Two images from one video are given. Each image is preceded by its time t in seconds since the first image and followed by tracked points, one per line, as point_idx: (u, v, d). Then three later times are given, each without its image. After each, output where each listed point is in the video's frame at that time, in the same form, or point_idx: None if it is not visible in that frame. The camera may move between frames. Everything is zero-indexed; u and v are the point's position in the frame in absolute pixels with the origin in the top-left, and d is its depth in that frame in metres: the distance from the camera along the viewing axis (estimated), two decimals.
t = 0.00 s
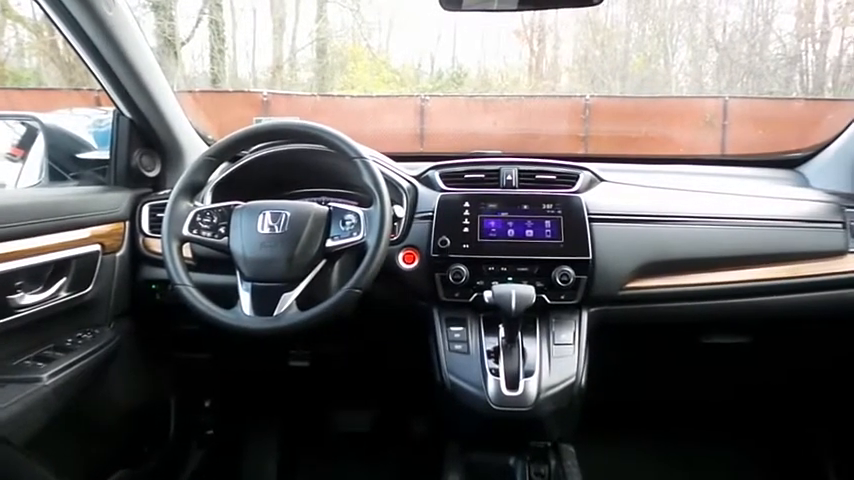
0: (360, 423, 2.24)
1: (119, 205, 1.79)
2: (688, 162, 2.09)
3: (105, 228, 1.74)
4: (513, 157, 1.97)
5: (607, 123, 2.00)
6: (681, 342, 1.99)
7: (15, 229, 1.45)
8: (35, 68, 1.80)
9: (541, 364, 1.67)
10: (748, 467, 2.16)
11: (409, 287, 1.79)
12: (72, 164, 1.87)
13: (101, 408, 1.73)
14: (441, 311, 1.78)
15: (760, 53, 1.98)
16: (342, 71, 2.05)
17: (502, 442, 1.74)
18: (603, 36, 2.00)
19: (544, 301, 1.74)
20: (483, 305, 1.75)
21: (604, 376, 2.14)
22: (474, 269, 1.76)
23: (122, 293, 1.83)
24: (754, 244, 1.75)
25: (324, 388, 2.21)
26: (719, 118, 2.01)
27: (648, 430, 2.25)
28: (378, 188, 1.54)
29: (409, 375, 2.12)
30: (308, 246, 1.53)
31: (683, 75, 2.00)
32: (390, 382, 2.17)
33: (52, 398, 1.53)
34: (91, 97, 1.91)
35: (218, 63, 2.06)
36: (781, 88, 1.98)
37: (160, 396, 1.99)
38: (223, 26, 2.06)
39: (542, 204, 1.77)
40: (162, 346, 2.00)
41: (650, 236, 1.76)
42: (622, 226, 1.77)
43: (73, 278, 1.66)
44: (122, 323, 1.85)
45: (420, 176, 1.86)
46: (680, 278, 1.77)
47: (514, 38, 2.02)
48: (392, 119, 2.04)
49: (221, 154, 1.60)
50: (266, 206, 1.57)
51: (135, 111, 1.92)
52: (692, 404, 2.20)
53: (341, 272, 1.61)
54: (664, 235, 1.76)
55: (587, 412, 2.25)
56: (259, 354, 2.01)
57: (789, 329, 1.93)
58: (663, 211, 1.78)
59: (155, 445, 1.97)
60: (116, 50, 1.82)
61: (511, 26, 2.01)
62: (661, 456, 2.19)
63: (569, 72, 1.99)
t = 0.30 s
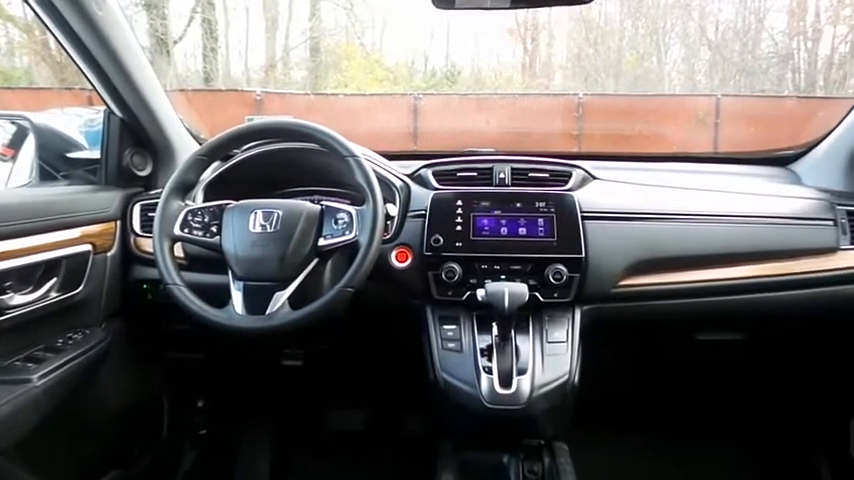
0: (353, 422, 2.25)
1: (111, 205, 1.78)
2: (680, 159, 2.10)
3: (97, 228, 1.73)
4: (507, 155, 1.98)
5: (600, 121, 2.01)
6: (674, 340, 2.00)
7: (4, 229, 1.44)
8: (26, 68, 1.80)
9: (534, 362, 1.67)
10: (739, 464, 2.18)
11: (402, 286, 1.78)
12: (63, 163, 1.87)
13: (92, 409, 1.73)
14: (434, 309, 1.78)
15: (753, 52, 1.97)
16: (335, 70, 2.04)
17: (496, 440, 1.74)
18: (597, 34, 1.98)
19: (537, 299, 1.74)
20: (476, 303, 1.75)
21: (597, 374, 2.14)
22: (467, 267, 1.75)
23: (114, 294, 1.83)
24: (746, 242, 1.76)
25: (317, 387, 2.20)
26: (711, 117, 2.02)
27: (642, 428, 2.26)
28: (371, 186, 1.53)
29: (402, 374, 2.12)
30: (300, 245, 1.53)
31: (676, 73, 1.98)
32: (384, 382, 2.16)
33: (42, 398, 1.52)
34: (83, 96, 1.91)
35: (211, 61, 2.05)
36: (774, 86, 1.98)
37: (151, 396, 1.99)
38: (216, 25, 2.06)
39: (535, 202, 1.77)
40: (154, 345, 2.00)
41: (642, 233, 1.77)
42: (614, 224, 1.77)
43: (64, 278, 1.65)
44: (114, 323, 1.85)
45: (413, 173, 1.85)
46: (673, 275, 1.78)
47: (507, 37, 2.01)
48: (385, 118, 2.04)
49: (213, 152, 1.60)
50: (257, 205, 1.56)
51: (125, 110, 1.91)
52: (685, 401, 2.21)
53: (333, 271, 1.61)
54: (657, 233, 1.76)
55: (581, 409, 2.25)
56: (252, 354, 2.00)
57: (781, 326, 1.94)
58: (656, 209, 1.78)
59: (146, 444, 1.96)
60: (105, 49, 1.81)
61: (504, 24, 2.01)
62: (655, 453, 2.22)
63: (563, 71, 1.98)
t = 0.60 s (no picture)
0: (344, 421, 2.24)
1: (99, 203, 1.77)
2: (673, 159, 2.09)
3: (85, 227, 1.71)
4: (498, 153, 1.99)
5: (590, 120, 2.02)
6: (665, 338, 2.00)
7: None
8: (14, 65, 1.78)
9: (525, 360, 1.67)
10: (727, 460, 2.19)
11: (393, 284, 1.78)
12: (50, 161, 1.84)
13: (80, 409, 1.72)
14: (425, 307, 1.78)
15: (744, 50, 1.98)
16: (326, 68, 2.03)
17: (487, 438, 1.73)
18: (587, 33, 1.98)
19: (528, 297, 1.74)
20: (467, 301, 1.75)
21: (588, 373, 2.15)
22: (458, 266, 1.75)
23: (103, 293, 1.81)
24: (737, 240, 1.76)
25: (309, 385, 2.20)
26: (701, 115, 2.02)
27: (632, 426, 2.26)
28: (361, 184, 1.53)
29: (393, 373, 2.11)
30: (291, 243, 1.53)
31: (667, 72, 1.98)
32: (375, 381, 2.16)
33: (30, 398, 1.51)
34: (71, 94, 1.89)
35: (201, 59, 2.04)
36: (763, 84, 1.99)
37: (141, 397, 1.98)
38: (206, 23, 2.04)
39: (526, 200, 1.77)
40: (144, 345, 1.99)
41: (633, 231, 1.77)
42: (606, 222, 1.77)
43: (51, 277, 1.64)
44: (103, 322, 1.83)
45: (404, 172, 1.85)
46: (664, 273, 1.78)
47: (499, 35, 2.00)
48: (377, 116, 2.04)
49: (202, 150, 1.58)
50: (247, 203, 1.55)
51: (114, 107, 1.89)
52: (675, 398, 2.22)
53: (325, 269, 1.60)
54: (648, 231, 1.76)
55: (571, 407, 2.26)
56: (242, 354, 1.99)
57: (771, 323, 1.94)
58: (647, 207, 1.79)
59: (135, 445, 1.94)
60: (92, 46, 1.80)
61: (496, 22, 2.00)
62: (644, 449, 2.23)
63: (555, 69, 2.00)
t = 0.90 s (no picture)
0: (334, 420, 2.23)
1: (84, 200, 1.75)
2: (659, 156, 2.09)
3: (69, 225, 1.70)
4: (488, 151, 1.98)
5: (580, 117, 2.03)
6: (654, 336, 2.00)
7: None
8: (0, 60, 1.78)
9: (514, 358, 1.66)
10: (715, 456, 2.19)
11: (381, 283, 1.77)
12: (34, 158, 1.82)
13: (63, 409, 1.70)
14: (414, 306, 1.77)
15: (733, 48, 1.98)
16: (317, 65, 2.02)
17: (476, 437, 1.72)
18: (579, 32, 1.97)
19: (517, 295, 1.73)
20: (456, 299, 1.74)
21: (577, 371, 2.15)
22: (447, 264, 1.74)
23: (88, 291, 1.79)
24: (726, 237, 1.76)
25: (299, 383, 2.19)
26: (692, 113, 2.01)
27: (621, 423, 2.26)
28: (349, 182, 1.52)
29: (383, 372, 2.10)
30: (278, 241, 1.51)
31: (657, 70, 1.98)
32: (364, 379, 2.15)
33: (11, 399, 1.50)
34: (58, 91, 1.87)
35: (191, 56, 2.03)
36: (753, 83, 1.99)
37: (127, 397, 1.97)
38: (196, 19, 2.03)
39: (515, 197, 1.77)
40: (130, 344, 1.97)
41: (622, 229, 1.76)
42: (595, 219, 1.76)
43: (34, 276, 1.62)
44: (87, 321, 1.81)
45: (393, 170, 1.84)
46: (653, 271, 1.77)
47: (491, 32, 1.99)
48: (367, 113, 2.03)
49: (188, 148, 1.57)
50: (234, 201, 1.54)
51: (98, 104, 1.87)
52: (664, 395, 2.22)
53: (312, 267, 1.58)
54: (637, 229, 1.76)
55: (560, 404, 2.26)
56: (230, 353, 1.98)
57: (759, 321, 1.95)
58: (636, 205, 1.78)
59: (119, 445, 1.93)
60: (76, 41, 1.78)
61: (488, 20, 1.99)
62: (634, 447, 2.23)
63: (546, 67, 1.99)
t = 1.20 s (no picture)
0: (323, 419, 2.22)
1: (69, 198, 1.73)
2: (651, 153, 2.09)
3: (53, 223, 1.67)
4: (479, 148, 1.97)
5: (572, 116, 2.02)
6: (644, 333, 2.00)
7: None
8: None
9: (504, 356, 1.66)
10: (705, 454, 2.19)
11: (371, 281, 1.76)
12: (18, 157, 1.79)
13: (45, 411, 1.68)
14: (404, 304, 1.76)
15: (722, 47, 1.97)
16: (308, 63, 2.00)
17: (466, 436, 1.71)
18: (570, 29, 1.97)
19: (507, 292, 1.72)
20: (446, 297, 1.73)
21: (567, 369, 2.14)
22: (437, 261, 1.73)
23: (73, 290, 1.77)
24: (716, 234, 1.76)
25: (288, 382, 2.18)
26: (682, 111, 2.01)
27: (611, 421, 2.26)
28: (338, 179, 1.50)
29: (372, 370, 2.10)
30: (266, 239, 1.50)
31: (647, 68, 1.98)
32: (353, 377, 2.15)
33: None
34: (45, 89, 1.85)
35: (180, 53, 2.00)
36: (742, 82, 1.98)
37: (112, 397, 1.95)
38: (185, 16, 2.01)
39: (505, 195, 1.76)
40: (117, 343, 1.95)
41: (613, 226, 1.76)
42: (585, 216, 1.76)
43: (17, 275, 1.60)
44: (72, 321, 1.79)
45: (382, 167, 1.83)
46: (643, 268, 1.77)
47: (483, 31, 1.99)
48: (359, 111, 2.00)
49: (175, 145, 1.55)
50: (221, 198, 1.53)
51: (83, 100, 1.85)
52: (654, 393, 2.22)
53: (301, 265, 1.56)
54: (627, 226, 1.76)
55: (551, 402, 2.25)
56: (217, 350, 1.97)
57: (748, 318, 1.95)
58: (626, 202, 1.78)
59: (105, 446, 1.91)
60: (60, 38, 1.75)
61: (480, 18, 1.99)
62: (625, 444, 2.22)
63: (537, 65, 1.99)
